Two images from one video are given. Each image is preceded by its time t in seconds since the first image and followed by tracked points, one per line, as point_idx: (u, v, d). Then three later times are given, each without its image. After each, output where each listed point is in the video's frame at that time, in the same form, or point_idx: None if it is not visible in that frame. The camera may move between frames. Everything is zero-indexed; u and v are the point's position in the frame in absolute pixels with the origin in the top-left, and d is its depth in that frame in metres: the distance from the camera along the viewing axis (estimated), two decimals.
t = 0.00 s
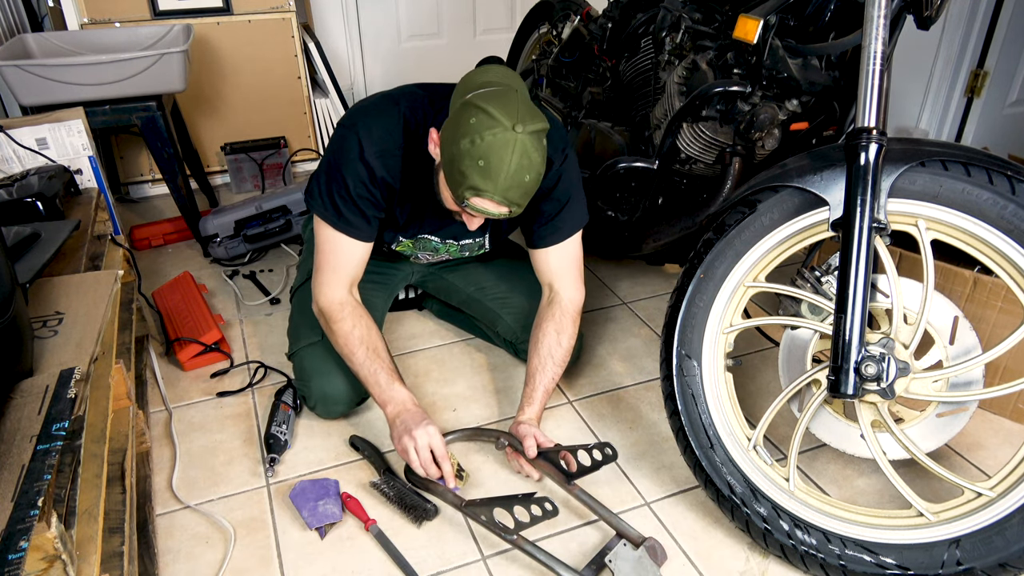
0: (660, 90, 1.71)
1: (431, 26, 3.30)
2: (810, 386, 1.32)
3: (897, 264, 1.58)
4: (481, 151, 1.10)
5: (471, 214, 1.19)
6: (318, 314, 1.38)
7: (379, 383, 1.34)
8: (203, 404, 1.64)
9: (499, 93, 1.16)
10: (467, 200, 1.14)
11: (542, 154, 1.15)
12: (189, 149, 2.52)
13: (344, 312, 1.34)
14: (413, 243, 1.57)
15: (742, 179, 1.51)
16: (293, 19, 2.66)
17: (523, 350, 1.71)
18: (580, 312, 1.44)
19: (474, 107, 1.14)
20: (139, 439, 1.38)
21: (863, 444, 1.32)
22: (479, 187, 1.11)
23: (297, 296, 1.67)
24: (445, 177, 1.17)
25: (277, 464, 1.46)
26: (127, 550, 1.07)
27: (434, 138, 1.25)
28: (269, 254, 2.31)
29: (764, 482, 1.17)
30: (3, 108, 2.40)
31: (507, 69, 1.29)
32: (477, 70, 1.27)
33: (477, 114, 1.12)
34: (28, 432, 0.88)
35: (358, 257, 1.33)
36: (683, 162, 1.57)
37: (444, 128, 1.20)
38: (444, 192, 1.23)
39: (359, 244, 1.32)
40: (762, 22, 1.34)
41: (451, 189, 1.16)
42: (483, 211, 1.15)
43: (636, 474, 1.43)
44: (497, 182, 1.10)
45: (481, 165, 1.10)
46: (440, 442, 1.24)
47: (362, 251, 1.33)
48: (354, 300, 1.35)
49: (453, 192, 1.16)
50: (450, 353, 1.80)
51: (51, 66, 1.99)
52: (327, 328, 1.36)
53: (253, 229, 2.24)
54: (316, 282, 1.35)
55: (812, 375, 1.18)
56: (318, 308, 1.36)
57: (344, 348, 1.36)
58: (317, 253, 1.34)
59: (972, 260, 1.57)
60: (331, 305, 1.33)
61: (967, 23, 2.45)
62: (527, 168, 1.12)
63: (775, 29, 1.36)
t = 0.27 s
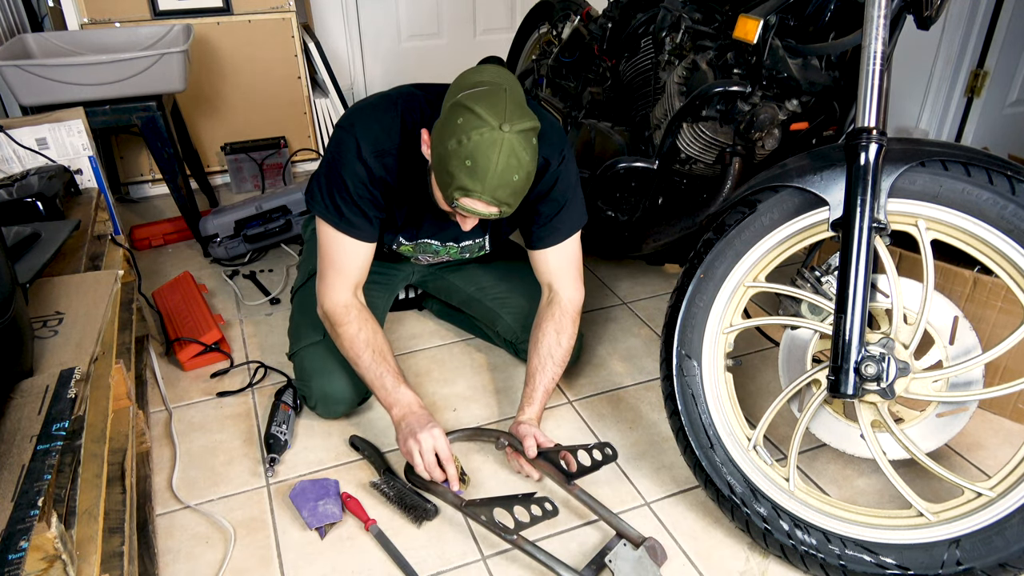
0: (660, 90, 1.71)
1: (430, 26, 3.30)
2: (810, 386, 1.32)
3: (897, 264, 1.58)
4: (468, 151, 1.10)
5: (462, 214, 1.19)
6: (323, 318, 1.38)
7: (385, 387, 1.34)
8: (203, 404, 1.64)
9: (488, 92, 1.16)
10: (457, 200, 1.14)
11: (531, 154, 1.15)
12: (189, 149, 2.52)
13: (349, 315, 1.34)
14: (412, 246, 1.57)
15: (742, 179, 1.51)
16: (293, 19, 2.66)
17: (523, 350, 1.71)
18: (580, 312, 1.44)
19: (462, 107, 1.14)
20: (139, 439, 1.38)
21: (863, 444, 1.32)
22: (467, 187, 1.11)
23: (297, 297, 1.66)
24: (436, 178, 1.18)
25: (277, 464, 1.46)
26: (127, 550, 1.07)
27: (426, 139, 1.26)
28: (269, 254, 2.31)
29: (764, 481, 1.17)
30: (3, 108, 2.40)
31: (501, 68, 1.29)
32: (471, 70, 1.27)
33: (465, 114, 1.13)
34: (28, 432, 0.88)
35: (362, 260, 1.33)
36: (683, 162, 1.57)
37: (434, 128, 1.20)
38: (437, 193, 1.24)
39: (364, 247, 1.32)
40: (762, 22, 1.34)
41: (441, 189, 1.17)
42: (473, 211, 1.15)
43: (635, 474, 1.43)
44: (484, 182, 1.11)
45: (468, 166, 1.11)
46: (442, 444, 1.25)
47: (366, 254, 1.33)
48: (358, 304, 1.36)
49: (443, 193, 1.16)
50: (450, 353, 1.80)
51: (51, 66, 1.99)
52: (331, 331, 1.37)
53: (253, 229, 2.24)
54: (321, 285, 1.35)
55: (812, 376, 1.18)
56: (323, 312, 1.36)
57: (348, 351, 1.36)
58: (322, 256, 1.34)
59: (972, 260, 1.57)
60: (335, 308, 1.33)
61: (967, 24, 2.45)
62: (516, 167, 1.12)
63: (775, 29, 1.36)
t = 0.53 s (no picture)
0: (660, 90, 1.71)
1: (430, 26, 3.30)
2: (810, 386, 1.32)
3: (897, 264, 1.58)
4: (462, 154, 1.10)
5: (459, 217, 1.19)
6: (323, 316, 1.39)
7: (384, 384, 1.35)
8: (203, 403, 1.64)
9: (484, 96, 1.16)
10: (452, 203, 1.14)
11: (526, 158, 1.15)
12: (189, 149, 2.52)
13: (349, 314, 1.34)
14: (412, 249, 1.58)
15: (742, 179, 1.51)
16: (293, 20, 2.66)
17: (523, 350, 1.71)
18: (580, 313, 1.44)
19: (457, 111, 1.14)
20: (139, 439, 1.38)
21: (863, 444, 1.32)
22: (462, 190, 1.11)
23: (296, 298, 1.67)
24: (433, 181, 1.18)
25: (277, 463, 1.46)
26: (127, 550, 1.07)
27: (422, 141, 1.26)
28: (269, 254, 2.31)
29: (764, 481, 1.17)
30: (3, 108, 2.39)
31: (501, 73, 1.29)
32: (470, 73, 1.27)
33: (459, 117, 1.13)
34: (28, 432, 0.88)
35: (362, 258, 1.34)
36: (683, 162, 1.57)
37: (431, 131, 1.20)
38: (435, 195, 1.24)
39: (364, 246, 1.32)
40: (762, 22, 1.34)
41: (437, 191, 1.17)
42: (468, 214, 1.15)
43: (635, 474, 1.43)
44: (479, 185, 1.10)
45: (463, 168, 1.10)
46: (441, 443, 1.25)
47: (366, 253, 1.33)
48: (358, 302, 1.36)
49: (439, 195, 1.16)
50: (450, 353, 1.80)
51: (51, 66, 1.99)
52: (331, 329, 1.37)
53: (253, 229, 2.24)
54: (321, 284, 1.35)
55: (812, 375, 1.18)
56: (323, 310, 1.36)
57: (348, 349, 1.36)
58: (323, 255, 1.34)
59: (972, 260, 1.57)
60: (336, 307, 1.34)
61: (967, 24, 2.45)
62: (511, 171, 1.12)
63: (775, 29, 1.36)
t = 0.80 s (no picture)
0: (661, 90, 1.71)
1: (431, 26, 3.30)
2: (810, 386, 1.32)
3: (897, 264, 1.58)
4: (488, 141, 1.10)
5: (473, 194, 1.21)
6: (314, 270, 1.41)
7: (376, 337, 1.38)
8: (203, 404, 1.64)
9: (502, 79, 1.15)
10: (475, 185, 1.14)
11: (542, 138, 1.16)
12: (189, 149, 2.52)
13: (341, 270, 1.37)
14: (408, 213, 1.55)
15: (742, 179, 1.51)
16: (293, 19, 2.66)
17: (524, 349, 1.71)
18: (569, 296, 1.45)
19: (478, 95, 1.13)
20: (139, 439, 1.38)
21: (863, 444, 1.32)
22: (488, 175, 1.12)
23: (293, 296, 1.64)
24: (450, 161, 1.17)
25: (277, 463, 1.46)
26: (127, 550, 1.07)
27: (433, 119, 1.24)
28: (269, 254, 2.31)
29: (764, 481, 1.17)
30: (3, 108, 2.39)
31: (501, 44, 1.28)
32: (472, 45, 1.26)
33: (482, 103, 1.12)
34: (28, 432, 0.88)
35: (353, 216, 1.35)
36: (683, 162, 1.57)
37: (445, 111, 1.19)
38: (447, 170, 1.24)
39: (355, 203, 1.33)
40: (762, 22, 1.34)
41: (457, 173, 1.17)
42: (488, 194, 1.16)
43: (635, 474, 1.43)
44: (504, 170, 1.11)
45: (489, 155, 1.11)
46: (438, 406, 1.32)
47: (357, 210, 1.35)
48: (350, 258, 1.38)
49: (460, 177, 1.16)
50: (450, 353, 1.80)
51: (51, 66, 1.99)
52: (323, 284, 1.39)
53: (253, 229, 2.24)
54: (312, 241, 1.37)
55: (812, 376, 1.18)
56: (316, 264, 1.38)
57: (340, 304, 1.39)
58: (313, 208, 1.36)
59: (972, 260, 1.57)
60: (328, 263, 1.36)
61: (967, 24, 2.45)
62: (531, 154, 1.14)
63: (775, 29, 1.36)
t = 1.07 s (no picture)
0: (660, 90, 1.71)
1: (431, 26, 3.30)
2: (810, 386, 1.32)
3: (897, 264, 1.58)
4: (480, 136, 1.10)
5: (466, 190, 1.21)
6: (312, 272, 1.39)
7: (374, 340, 1.36)
8: (203, 404, 1.64)
9: (494, 74, 1.15)
10: (466, 180, 1.14)
11: (535, 134, 1.16)
12: (189, 149, 2.52)
13: (341, 272, 1.36)
14: (406, 212, 1.55)
15: (742, 179, 1.51)
16: (293, 19, 2.66)
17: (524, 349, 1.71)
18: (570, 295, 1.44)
19: (471, 91, 1.12)
20: (139, 439, 1.38)
21: (863, 444, 1.32)
22: (478, 170, 1.12)
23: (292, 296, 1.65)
24: (443, 157, 1.17)
25: (278, 464, 1.46)
26: (127, 550, 1.07)
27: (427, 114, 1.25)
28: (269, 254, 2.31)
29: (764, 482, 1.17)
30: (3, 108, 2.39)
31: (496, 40, 1.28)
32: (468, 42, 1.26)
33: (474, 98, 1.12)
34: (28, 432, 0.88)
35: (352, 216, 1.35)
36: (683, 162, 1.57)
37: (437, 106, 1.19)
38: (441, 166, 1.24)
39: (354, 202, 1.33)
40: (762, 22, 1.34)
41: (449, 168, 1.17)
42: (481, 190, 1.16)
43: (635, 474, 1.43)
44: (495, 165, 1.11)
45: (480, 150, 1.11)
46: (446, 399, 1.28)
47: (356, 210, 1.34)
48: (349, 259, 1.37)
49: (452, 172, 1.16)
50: (450, 353, 1.80)
51: (51, 66, 1.99)
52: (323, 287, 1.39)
53: (253, 229, 2.24)
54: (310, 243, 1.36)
55: (812, 376, 1.18)
56: (315, 266, 1.37)
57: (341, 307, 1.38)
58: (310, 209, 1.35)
59: (972, 260, 1.57)
60: (328, 265, 1.35)
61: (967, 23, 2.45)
62: (523, 150, 1.13)
63: (775, 29, 1.36)
